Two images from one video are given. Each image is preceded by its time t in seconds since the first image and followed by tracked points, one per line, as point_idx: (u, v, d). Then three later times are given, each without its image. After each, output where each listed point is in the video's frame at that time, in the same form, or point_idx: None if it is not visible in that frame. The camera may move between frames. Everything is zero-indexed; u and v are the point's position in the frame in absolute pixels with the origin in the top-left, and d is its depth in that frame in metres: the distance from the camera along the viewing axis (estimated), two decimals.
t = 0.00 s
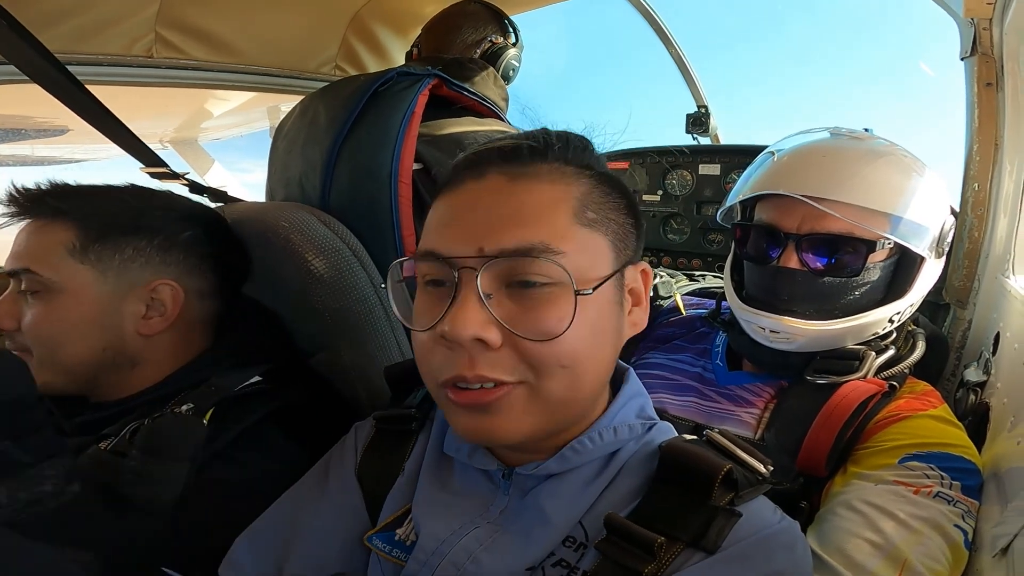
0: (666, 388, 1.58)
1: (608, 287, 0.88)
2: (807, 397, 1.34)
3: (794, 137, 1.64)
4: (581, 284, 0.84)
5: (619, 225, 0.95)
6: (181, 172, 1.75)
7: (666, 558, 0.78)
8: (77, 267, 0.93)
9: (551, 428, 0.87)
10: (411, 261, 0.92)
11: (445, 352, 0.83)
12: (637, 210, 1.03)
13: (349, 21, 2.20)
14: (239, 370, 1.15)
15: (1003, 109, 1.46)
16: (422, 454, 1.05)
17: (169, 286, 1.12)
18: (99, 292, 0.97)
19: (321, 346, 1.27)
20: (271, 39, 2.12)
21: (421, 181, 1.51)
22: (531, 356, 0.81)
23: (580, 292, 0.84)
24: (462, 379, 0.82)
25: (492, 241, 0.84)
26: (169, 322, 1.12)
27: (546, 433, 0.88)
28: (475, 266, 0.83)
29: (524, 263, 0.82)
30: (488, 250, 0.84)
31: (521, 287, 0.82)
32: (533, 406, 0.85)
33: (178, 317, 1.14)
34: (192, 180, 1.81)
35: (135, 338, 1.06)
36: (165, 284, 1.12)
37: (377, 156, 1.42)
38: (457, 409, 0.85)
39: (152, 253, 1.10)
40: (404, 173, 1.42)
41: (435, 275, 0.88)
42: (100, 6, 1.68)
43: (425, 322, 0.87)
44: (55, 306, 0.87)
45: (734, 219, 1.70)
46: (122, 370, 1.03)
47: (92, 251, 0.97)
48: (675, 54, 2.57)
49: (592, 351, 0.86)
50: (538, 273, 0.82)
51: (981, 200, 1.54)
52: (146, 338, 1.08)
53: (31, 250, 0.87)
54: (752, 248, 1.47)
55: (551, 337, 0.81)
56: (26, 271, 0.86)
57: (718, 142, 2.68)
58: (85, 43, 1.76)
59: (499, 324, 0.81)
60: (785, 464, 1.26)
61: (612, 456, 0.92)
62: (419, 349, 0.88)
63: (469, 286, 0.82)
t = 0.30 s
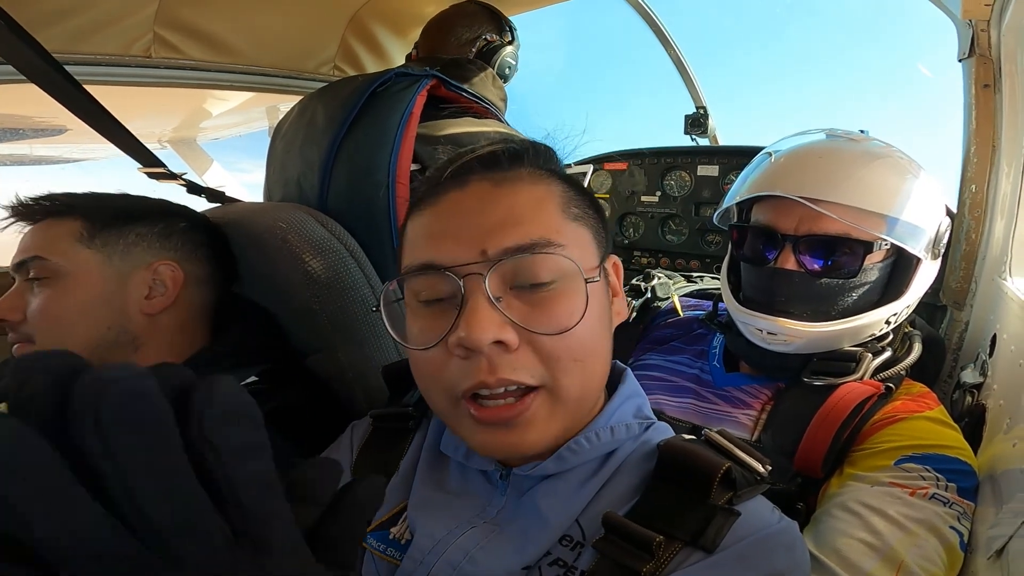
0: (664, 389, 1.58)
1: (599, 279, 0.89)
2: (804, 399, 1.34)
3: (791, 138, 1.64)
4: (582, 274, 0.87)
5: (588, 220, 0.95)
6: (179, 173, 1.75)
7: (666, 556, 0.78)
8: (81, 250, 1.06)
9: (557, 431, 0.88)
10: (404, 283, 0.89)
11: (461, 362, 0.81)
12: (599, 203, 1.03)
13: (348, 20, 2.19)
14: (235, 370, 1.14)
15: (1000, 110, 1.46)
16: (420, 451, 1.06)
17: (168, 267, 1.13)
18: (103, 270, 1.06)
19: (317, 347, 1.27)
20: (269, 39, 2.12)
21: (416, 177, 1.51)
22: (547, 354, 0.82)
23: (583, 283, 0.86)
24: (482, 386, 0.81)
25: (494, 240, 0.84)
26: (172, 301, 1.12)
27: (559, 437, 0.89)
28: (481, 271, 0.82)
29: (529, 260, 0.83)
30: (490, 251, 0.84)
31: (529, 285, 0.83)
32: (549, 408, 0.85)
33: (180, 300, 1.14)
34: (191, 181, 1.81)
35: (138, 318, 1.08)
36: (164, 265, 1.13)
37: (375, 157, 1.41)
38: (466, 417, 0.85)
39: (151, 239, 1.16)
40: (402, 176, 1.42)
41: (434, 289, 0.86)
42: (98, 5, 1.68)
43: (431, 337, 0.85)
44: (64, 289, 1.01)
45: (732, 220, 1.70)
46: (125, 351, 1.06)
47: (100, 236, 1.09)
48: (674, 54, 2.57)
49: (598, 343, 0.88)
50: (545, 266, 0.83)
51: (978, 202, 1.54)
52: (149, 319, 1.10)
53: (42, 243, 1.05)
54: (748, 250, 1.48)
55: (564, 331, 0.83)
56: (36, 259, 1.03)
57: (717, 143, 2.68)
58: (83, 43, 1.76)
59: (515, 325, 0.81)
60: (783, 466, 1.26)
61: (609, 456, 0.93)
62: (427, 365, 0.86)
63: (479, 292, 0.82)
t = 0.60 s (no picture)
0: (662, 390, 1.57)
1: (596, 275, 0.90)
2: (803, 401, 1.34)
3: (774, 139, 1.64)
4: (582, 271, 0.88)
5: (590, 216, 0.96)
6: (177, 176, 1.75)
7: (665, 560, 0.78)
8: (96, 252, 1.04)
9: (550, 426, 0.87)
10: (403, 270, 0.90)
11: (455, 351, 0.82)
12: (603, 204, 1.03)
13: (345, 24, 2.19)
14: (233, 372, 1.14)
15: (996, 111, 1.46)
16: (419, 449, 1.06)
17: (180, 275, 1.14)
18: (118, 275, 1.06)
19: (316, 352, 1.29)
20: (267, 43, 2.12)
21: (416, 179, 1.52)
22: (542, 347, 0.82)
23: (582, 278, 0.87)
24: (474, 377, 0.81)
25: (494, 229, 0.86)
26: (182, 308, 1.13)
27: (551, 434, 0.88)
28: (479, 260, 0.84)
29: (529, 250, 0.84)
30: (489, 239, 0.85)
31: (528, 276, 0.84)
32: (543, 404, 0.85)
33: (188, 307, 1.15)
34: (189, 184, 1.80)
35: (147, 324, 1.09)
36: (176, 273, 1.14)
37: (372, 158, 1.41)
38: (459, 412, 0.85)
39: (163, 245, 1.16)
40: (400, 178, 1.41)
41: (434, 277, 0.86)
42: (96, 9, 1.68)
43: (428, 327, 0.85)
44: (75, 291, 0.99)
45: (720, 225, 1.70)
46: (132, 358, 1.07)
47: (114, 240, 1.08)
48: (671, 57, 2.57)
49: (593, 339, 0.88)
50: (543, 259, 0.84)
51: (975, 203, 1.54)
52: (156, 324, 1.11)
53: (54, 242, 1.02)
54: (740, 252, 1.48)
55: (559, 323, 0.83)
56: (46, 259, 1.00)
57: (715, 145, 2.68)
58: (81, 46, 1.76)
59: (511, 315, 0.81)
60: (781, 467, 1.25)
61: (607, 458, 0.92)
62: (423, 355, 0.86)
63: (476, 281, 0.83)
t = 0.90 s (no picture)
0: (661, 391, 1.57)
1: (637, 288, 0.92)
2: (803, 401, 1.34)
3: (768, 140, 1.64)
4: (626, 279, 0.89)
5: (632, 228, 0.97)
6: (177, 176, 1.75)
7: (665, 558, 0.78)
8: (87, 254, 1.08)
9: (576, 422, 0.88)
10: (446, 255, 0.90)
11: (493, 346, 0.82)
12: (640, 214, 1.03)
13: (345, 24, 2.20)
14: (232, 373, 1.14)
15: (996, 111, 1.46)
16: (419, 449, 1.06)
17: (174, 274, 1.16)
18: (109, 276, 1.09)
19: (315, 351, 1.27)
20: (267, 43, 2.12)
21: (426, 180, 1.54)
22: (582, 350, 0.84)
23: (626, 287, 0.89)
24: (511, 372, 0.82)
25: (550, 231, 0.86)
26: (176, 307, 1.14)
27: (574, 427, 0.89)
28: (530, 259, 0.84)
29: (580, 256, 0.85)
30: (543, 240, 0.85)
31: (574, 280, 0.85)
32: (572, 404, 0.86)
33: (184, 306, 1.16)
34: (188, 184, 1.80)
35: (141, 325, 1.11)
36: (171, 272, 1.16)
37: (372, 158, 1.41)
38: (483, 401, 0.85)
39: (156, 245, 1.17)
40: (400, 177, 1.41)
41: (477, 268, 0.87)
42: (97, 8, 1.68)
43: (466, 316, 0.85)
44: (67, 293, 1.04)
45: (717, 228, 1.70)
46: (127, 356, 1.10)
47: (105, 241, 1.11)
48: (671, 58, 2.57)
49: (628, 346, 0.89)
50: (591, 265, 0.86)
51: (975, 204, 1.55)
52: (153, 324, 1.12)
53: (48, 245, 1.07)
54: (736, 255, 1.47)
55: (600, 329, 0.84)
56: (41, 262, 1.05)
57: (714, 146, 2.68)
58: (80, 46, 1.75)
59: (554, 317, 0.82)
60: (781, 467, 1.25)
61: (608, 457, 0.92)
62: (455, 346, 0.86)
63: (524, 279, 0.83)
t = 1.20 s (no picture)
0: (659, 389, 1.57)
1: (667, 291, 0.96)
2: (802, 399, 1.33)
3: (770, 137, 1.64)
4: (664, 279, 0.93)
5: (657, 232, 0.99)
6: (173, 172, 1.74)
7: (666, 557, 0.77)
8: (46, 261, 0.99)
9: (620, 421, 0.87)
10: (502, 252, 0.85)
11: (559, 349, 0.80)
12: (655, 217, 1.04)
13: (344, 21, 2.19)
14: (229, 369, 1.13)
15: (995, 110, 1.46)
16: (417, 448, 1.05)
17: (139, 279, 1.06)
18: (70, 283, 1.00)
19: (313, 347, 1.25)
20: (265, 39, 2.11)
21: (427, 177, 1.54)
22: (635, 350, 0.85)
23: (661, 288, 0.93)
24: (578, 376, 0.80)
25: (614, 236, 0.86)
26: (143, 316, 1.06)
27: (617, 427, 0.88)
28: (597, 261, 0.83)
29: (638, 261, 0.87)
30: (610, 246, 0.86)
31: (629, 282, 0.86)
32: (620, 403, 0.86)
33: (151, 312, 1.08)
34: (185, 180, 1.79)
35: (108, 335, 1.03)
36: (135, 278, 1.06)
37: (370, 154, 1.41)
38: (540, 407, 0.82)
39: (120, 246, 1.07)
40: (397, 174, 1.41)
41: (532, 266, 0.84)
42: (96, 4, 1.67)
43: (527, 318, 0.82)
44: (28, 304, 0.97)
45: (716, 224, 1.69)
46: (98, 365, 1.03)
47: (60, 246, 1.01)
48: (670, 55, 2.57)
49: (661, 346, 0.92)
50: (644, 271, 0.88)
51: (975, 202, 1.54)
52: (121, 334, 1.04)
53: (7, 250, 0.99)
54: (736, 251, 1.47)
55: (650, 331, 0.87)
56: None
57: (713, 144, 2.67)
58: (78, 42, 1.75)
59: (619, 319, 0.83)
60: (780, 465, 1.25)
61: (608, 455, 0.92)
62: (509, 349, 0.82)
63: (591, 282, 0.82)
